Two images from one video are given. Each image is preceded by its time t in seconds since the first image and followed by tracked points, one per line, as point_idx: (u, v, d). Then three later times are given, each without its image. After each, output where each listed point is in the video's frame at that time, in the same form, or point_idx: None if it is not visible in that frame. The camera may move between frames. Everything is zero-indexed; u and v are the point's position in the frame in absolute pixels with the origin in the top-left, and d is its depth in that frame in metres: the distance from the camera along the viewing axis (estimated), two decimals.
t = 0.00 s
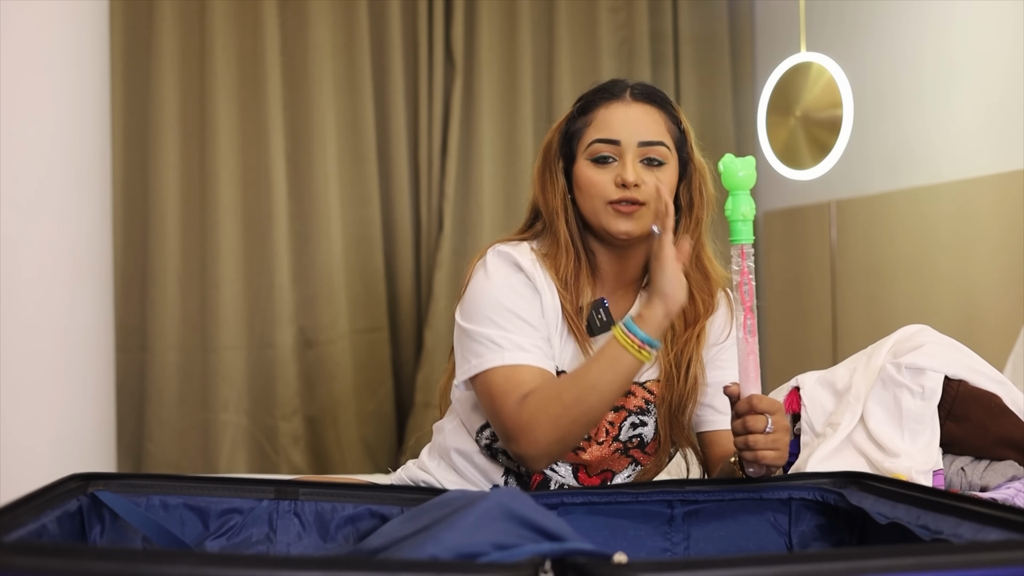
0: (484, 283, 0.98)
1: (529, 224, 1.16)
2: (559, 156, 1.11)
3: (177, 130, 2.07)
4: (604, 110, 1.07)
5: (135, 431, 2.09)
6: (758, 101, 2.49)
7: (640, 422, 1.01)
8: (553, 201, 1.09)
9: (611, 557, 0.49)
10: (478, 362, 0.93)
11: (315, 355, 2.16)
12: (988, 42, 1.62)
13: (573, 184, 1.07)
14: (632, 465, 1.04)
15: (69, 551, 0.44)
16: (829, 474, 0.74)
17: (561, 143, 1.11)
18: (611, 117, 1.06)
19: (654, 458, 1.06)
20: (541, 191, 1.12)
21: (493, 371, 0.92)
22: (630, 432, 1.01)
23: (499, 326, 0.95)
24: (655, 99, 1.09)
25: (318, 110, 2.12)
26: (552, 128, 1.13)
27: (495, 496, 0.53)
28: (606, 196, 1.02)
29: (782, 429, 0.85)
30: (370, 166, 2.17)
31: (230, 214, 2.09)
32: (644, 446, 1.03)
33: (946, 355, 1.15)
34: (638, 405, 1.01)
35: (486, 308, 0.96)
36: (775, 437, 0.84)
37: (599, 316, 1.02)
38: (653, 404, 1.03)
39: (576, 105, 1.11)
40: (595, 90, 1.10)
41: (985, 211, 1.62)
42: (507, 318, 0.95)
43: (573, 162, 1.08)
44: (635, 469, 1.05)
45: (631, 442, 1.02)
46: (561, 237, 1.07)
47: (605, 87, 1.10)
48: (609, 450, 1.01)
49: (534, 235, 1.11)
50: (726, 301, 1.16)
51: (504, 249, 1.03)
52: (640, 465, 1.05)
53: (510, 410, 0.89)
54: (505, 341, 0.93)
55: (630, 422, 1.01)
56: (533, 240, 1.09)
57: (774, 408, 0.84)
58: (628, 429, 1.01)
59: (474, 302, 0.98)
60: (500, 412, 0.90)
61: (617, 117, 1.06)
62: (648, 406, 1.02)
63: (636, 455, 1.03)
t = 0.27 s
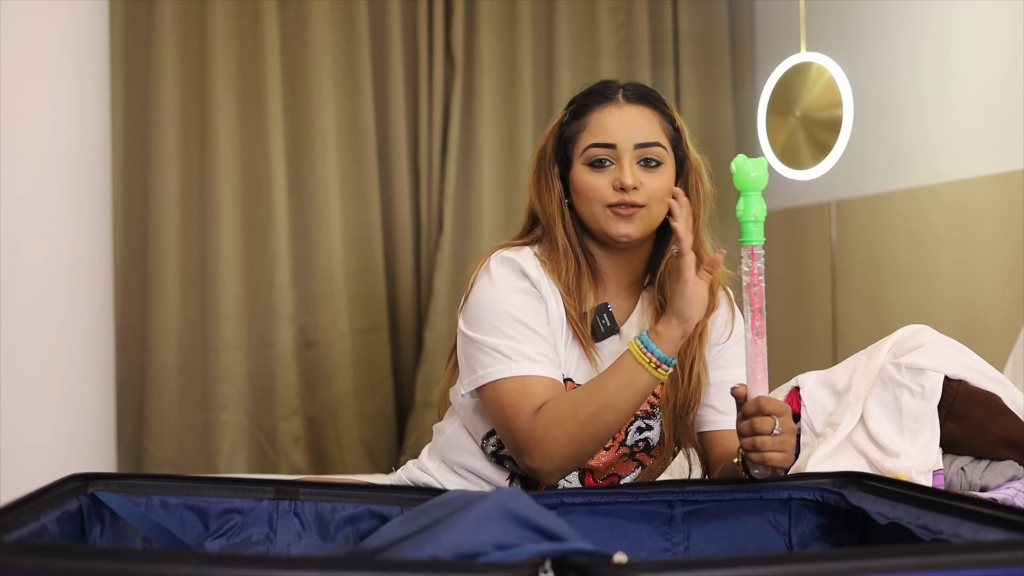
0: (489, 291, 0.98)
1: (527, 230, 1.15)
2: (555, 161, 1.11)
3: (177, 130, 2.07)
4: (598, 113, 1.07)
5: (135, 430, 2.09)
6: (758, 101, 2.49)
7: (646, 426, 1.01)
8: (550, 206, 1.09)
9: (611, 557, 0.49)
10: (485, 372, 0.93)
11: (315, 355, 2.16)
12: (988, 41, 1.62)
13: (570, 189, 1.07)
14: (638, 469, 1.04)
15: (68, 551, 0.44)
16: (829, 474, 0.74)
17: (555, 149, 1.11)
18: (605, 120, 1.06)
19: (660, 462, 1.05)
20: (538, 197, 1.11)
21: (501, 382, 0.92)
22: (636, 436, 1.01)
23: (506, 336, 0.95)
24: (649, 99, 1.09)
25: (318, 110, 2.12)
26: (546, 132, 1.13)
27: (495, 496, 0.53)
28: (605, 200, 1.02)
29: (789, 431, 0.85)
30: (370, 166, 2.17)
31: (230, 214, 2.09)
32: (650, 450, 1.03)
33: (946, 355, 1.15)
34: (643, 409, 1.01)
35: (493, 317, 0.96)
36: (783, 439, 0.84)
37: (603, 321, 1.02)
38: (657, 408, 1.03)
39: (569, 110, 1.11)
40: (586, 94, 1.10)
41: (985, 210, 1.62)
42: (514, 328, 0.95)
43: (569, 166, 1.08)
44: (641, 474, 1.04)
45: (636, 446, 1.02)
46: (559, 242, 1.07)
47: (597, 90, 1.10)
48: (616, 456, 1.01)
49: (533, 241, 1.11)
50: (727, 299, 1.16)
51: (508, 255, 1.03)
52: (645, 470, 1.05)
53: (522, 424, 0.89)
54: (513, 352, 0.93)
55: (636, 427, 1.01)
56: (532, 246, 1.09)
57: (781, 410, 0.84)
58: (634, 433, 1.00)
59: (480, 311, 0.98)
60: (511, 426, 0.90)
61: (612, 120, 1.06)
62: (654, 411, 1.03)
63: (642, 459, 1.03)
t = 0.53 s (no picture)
0: (487, 291, 0.98)
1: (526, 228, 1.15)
2: (556, 160, 1.10)
3: (177, 130, 2.07)
4: (601, 111, 1.07)
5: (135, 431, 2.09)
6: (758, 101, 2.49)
7: (646, 427, 1.01)
8: (551, 204, 1.09)
9: (611, 557, 0.49)
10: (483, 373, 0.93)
11: (315, 355, 2.16)
12: (988, 40, 1.62)
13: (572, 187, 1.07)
14: (637, 471, 1.03)
15: (68, 551, 0.44)
16: (829, 474, 0.74)
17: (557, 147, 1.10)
18: (609, 118, 1.05)
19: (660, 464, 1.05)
20: (539, 194, 1.11)
21: (497, 383, 0.92)
22: (635, 438, 1.01)
23: (504, 336, 0.95)
24: (652, 98, 1.09)
25: (318, 109, 2.12)
26: (547, 130, 1.12)
27: (495, 496, 0.53)
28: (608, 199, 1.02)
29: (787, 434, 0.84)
30: (370, 165, 2.17)
31: (230, 214, 2.09)
32: (650, 451, 1.03)
33: (946, 355, 1.15)
34: (642, 411, 1.02)
35: (490, 317, 0.96)
36: (782, 442, 0.83)
37: (603, 323, 0.95)
38: (657, 409, 1.03)
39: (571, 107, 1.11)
40: (589, 92, 1.10)
41: (984, 209, 1.62)
42: (512, 329, 0.95)
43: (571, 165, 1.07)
44: (640, 475, 1.03)
45: (636, 447, 1.02)
46: (560, 242, 1.07)
47: (600, 90, 1.10)
48: (615, 457, 1.01)
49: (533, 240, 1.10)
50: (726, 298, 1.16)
51: (507, 256, 1.03)
52: (644, 471, 1.04)
53: (517, 425, 0.89)
54: (511, 353, 0.93)
55: (635, 428, 1.01)
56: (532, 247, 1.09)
57: (781, 412, 0.84)
58: (634, 435, 1.01)
59: (478, 312, 0.98)
60: (505, 428, 0.90)
61: (616, 119, 1.05)
62: (654, 411, 1.03)
63: (641, 460, 1.03)
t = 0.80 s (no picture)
0: (485, 291, 0.99)
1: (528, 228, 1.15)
2: (559, 160, 1.10)
3: (177, 130, 2.07)
4: (606, 112, 1.06)
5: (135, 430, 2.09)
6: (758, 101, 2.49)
7: (646, 427, 1.01)
8: (554, 205, 1.08)
9: (611, 557, 0.49)
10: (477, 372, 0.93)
11: (315, 355, 2.16)
12: (987, 39, 1.62)
13: (576, 187, 1.06)
14: (636, 471, 1.03)
15: (68, 551, 0.44)
16: (830, 474, 0.74)
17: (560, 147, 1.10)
18: (615, 120, 1.05)
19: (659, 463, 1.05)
20: (541, 194, 1.11)
21: (490, 383, 0.92)
22: (635, 438, 1.00)
23: (500, 336, 0.95)
24: (655, 100, 1.09)
25: (318, 109, 2.12)
26: (550, 131, 1.12)
27: (495, 496, 0.53)
28: (613, 200, 1.01)
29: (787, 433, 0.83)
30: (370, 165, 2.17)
31: (230, 214, 2.09)
32: (648, 451, 1.03)
33: (945, 355, 1.15)
34: (641, 411, 1.02)
35: (487, 316, 0.97)
36: (780, 441, 0.82)
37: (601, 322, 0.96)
38: (657, 409, 1.03)
39: (575, 107, 1.11)
40: (592, 93, 1.09)
41: (984, 208, 1.62)
42: (508, 329, 0.95)
43: (575, 166, 1.07)
44: (639, 476, 1.03)
45: (635, 447, 1.02)
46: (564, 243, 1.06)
47: (604, 90, 1.09)
48: (614, 457, 1.00)
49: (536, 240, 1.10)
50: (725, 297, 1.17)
51: (505, 257, 1.04)
52: (643, 472, 1.04)
53: (506, 424, 0.89)
54: (506, 351, 0.93)
55: (635, 428, 1.01)
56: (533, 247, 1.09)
57: (777, 411, 0.83)
58: (633, 434, 1.01)
59: (477, 310, 0.98)
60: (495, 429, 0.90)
61: (621, 120, 1.04)
62: (653, 411, 1.03)
63: (640, 461, 1.03)
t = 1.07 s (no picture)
0: (487, 263, 0.97)
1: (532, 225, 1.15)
2: (564, 158, 1.10)
3: (177, 130, 2.07)
4: (611, 109, 1.06)
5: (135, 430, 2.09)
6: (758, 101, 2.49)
7: (646, 425, 1.01)
8: (559, 202, 1.08)
9: (611, 557, 0.49)
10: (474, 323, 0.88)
11: (315, 355, 2.16)
12: (987, 39, 1.62)
13: (581, 183, 1.06)
14: (636, 469, 1.03)
15: (67, 551, 0.44)
16: (830, 474, 0.74)
17: (566, 144, 1.10)
18: (620, 116, 1.05)
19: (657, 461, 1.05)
20: (545, 191, 1.11)
21: (485, 330, 0.86)
22: (635, 436, 1.00)
23: (500, 291, 0.91)
24: (659, 99, 1.09)
25: (318, 109, 2.12)
26: (554, 129, 1.13)
27: (495, 496, 0.53)
28: (618, 196, 1.01)
29: (755, 434, 0.84)
30: (370, 166, 2.17)
31: (230, 214, 2.09)
32: (648, 450, 1.03)
33: (945, 355, 1.16)
34: (642, 409, 1.02)
35: (487, 280, 0.94)
36: (745, 441, 0.84)
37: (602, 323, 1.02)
38: (658, 408, 1.03)
39: (579, 105, 1.11)
40: (597, 91, 1.10)
41: (983, 208, 1.63)
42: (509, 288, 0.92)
43: (580, 162, 1.07)
44: (639, 474, 1.04)
45: (636, 445, 1.01)
46: (569, 239, 1.06)
47: (609, 88, 1.09)
48: (615, 455, 1.00)
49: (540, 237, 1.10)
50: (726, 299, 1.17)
51: (508, 240, 1.03)
52: (643, 471, 1.04)
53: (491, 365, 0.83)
54: (506, 303, 0.89)
55: (635, 425, 1.01)
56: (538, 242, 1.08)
57: (745, 407, 0.84)
58: (634, 432, 1.00)
59: (477, 277, 0.96)
60: (482, 362, 0.84)
61: (626, 117, 1.05)
62: (653, 410, 1.03)
63: (640, 459, 1.03)
